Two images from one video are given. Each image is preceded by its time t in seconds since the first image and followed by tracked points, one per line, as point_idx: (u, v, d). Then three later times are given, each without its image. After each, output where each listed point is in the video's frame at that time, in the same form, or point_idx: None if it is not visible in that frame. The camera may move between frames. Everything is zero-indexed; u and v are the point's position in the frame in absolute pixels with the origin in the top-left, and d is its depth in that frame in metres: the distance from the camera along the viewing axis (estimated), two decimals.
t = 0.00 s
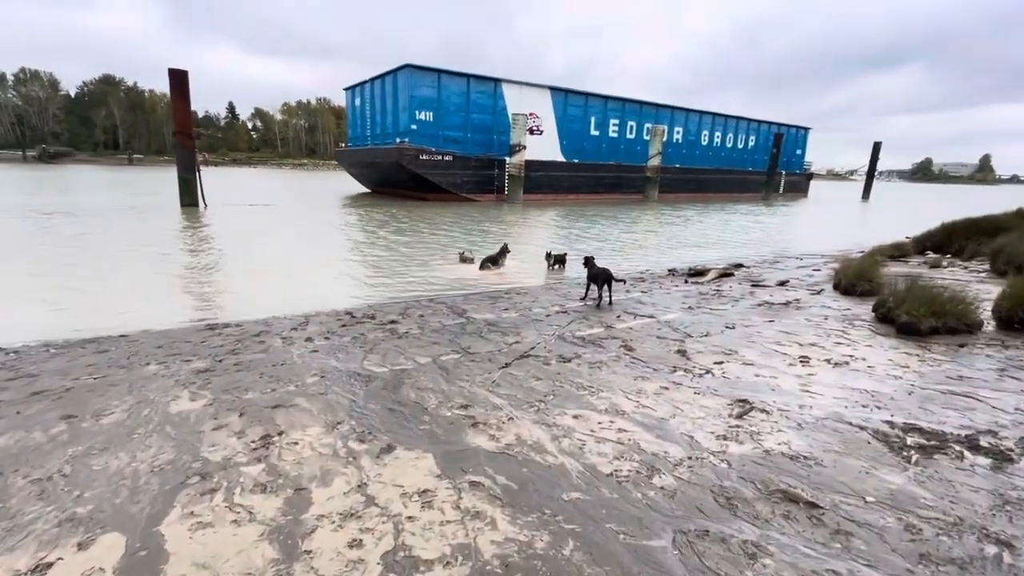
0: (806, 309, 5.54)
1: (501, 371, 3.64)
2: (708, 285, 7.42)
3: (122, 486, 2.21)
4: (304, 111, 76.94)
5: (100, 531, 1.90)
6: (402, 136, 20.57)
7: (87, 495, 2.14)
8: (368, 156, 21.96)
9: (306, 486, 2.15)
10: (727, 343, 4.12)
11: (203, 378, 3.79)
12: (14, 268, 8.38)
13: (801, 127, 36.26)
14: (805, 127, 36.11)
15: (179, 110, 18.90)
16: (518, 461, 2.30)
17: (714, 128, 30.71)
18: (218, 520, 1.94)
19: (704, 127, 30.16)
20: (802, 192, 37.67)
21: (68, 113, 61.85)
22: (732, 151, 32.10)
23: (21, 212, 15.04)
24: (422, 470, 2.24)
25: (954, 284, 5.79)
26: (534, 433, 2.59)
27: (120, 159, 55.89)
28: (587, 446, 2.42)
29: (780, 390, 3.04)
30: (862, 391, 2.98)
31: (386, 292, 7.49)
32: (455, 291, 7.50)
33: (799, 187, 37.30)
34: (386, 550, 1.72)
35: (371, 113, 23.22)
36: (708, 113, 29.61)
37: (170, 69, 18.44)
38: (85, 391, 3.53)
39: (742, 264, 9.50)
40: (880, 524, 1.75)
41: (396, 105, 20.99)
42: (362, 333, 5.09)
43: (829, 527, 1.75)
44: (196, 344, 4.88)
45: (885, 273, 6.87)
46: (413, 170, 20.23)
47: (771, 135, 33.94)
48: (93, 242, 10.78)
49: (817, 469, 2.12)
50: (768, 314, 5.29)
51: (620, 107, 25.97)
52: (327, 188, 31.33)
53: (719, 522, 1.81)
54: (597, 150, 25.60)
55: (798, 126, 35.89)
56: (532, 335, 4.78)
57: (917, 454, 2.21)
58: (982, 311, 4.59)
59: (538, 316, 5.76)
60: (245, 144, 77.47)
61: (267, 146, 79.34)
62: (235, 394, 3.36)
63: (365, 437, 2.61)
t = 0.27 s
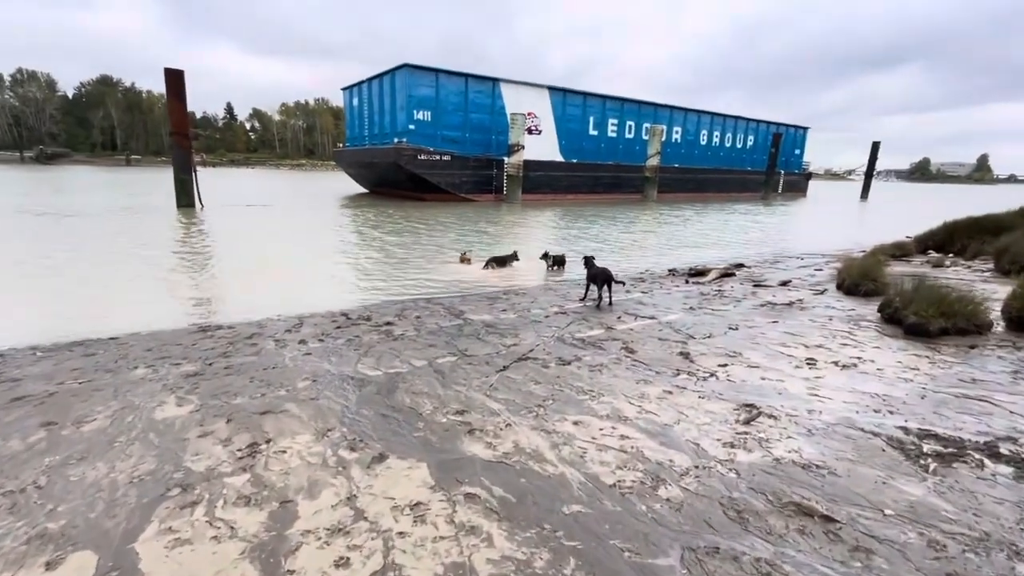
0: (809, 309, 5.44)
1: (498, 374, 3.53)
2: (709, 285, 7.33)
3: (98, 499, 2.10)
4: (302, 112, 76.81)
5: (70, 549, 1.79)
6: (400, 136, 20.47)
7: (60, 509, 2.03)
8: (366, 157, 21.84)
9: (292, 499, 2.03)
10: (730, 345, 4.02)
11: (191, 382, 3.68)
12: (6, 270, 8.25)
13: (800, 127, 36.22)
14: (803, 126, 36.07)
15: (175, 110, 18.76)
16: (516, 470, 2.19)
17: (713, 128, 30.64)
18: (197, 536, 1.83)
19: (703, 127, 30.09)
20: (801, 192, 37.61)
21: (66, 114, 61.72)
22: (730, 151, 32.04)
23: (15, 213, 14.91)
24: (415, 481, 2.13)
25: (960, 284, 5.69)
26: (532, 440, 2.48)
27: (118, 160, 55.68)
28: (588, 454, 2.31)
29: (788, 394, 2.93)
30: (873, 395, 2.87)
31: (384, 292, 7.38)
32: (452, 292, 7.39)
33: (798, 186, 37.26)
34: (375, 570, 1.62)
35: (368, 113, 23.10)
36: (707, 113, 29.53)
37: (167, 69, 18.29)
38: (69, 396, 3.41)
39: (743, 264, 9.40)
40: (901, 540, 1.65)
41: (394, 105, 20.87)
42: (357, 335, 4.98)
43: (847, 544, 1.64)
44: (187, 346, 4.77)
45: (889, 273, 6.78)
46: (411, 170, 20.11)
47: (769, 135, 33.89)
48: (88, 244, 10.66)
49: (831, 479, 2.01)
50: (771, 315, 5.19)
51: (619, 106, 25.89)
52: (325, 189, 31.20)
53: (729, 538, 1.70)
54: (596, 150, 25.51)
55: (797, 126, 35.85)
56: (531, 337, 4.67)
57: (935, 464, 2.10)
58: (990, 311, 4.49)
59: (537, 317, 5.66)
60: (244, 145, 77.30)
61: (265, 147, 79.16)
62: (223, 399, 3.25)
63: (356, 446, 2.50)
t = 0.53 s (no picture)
0: (816, 312, 5.32)
1: (498, 380, 3.42)
2: (712, 287, 7.21)
3: (75, 516, 2.00)
4: (302, 112, 76.70)
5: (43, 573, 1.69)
6: (400, 136, 20.37)
7: (35, 527, 1.93)
8: (366, 157, 21.75)
9: (280, 517, 1.93)
10: (736, 350, 3.90)
11: (181, 388, 3.57)
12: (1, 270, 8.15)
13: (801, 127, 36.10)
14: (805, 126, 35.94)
15: (174, 110, 18.64)
16: (516, 485, 2.08)
17: (714, 128, 30.53)
18: (177, 559, 1.73)
19: (704, 127, 29.98)
20: (802, 192, 37.48)
21: (66, 113, 61.64)
22: (731, 151, 31.91)
23: (13, 213, 14.82)
24: (410, 497, 2.02)
25: (969, 286, 5.58)
26: (534, 452, 2.37)
27: (119, 160, 55.50)
28: (592, 467, 2.21)
29: (799, 402, 2.82)
30: (888, 404, 2.77)
31: (383, 293, 7.27)
32: (452, 293, 7.28)
33: (799, 186, 37.11)
34: None
35: (368, 113, 22.99)
36: (708, 113, 29.41)
37: (165, 68, 18.19)
38: (55, 403, 3.31)
39: (746, 265, 9.29)
40: (928, 566, 1.55)
41: (394, 105, 20.77)
42: (353, 339, 4.87)
43: (870, 570, 1.54)
44: (179, 350, 4.66)
45: (895, 274, 6.66)
46: (411, 170, 20.01)
47: (771, 135, 33.78)
48: (85, 244, 10.55)
49: (849, 496, 1.91)
50: (777, 318, 5.07)
51: (619, 106, 25.77)
52: (325, 189, 31.09)
53: (744, 564, 1.60)
54: (596, 150, 25.40)
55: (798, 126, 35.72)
56: (531, 341, 4.56)
57: (958, 479, 2.00)
58: (1002, 315, 4.38)
59: (537, 320, 5.54)
60: (244, 145, 77.21)
61: (266, 147, 79.08)
62: (213, 406, 3.15)
63: (349, 457, 2.39)
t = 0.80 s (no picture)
0: (823, 316, 5.21)
1: (496, 387, 3.32)
2: (717, 290, 7.11)
3: (52, 531, 1.92)
4: (306, 115, 76.97)
5: None
6: (402, 138, 20.34)
7: (9, 544, 1.85)
8: (368, 159, 21.74)
9: (264, 534, 1.85)
10: (741, 356, 3.80)
11: (173, 394, 3.50)
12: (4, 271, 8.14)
13: (805, 128, 35.93)
14: (809, 128, 35.77)
15: (177, 112, 18.66)
16: (512, 501, 2.00)
17: (718, 130, 30.41)
18: None
19: (708, 128, 29.86)
20: (806, 194, 37.28)
21: (73, 116, 62.04)
22: (735, 153, 31.77)
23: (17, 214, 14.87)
24: (401, 513, 1.94)
25: (980, 289, 5.46)
26: (531, 464, 2.28)
27: (124, 162, 55.74)
28: (592, 481, 2.11)
29: (807, 412, 2.72)
30: (899, 414, 2.67)
31: (384, 296, 7.22)
32: (453, 297, 7.19)
33: (803, 188, 36.92)
34: None
35: (371, 115, 22.98)
36: (712, 114, 29.29)
37: (168, 71, 18.22)
38: (43, 409, 3.23)
39: (751, 268, 9.18)
40: None
41: (397, 107, 20.75)
42: (350, 343, 4.79)
43: None
44: (174, 354, 4.60)
45: (903, 277, 6.55)
46: (414, 172, 19.96)
47: (775, 136, 33.62)
48: (90, 245, 10.54)
49: (861, 516, 1.82)
50: (782, 322, 4.96)
51: (622, 108, 25.69)
52: (328, 191, 31.14)
53: None
54: (599, 151, 25.32)
55: (802, 128, 35.55)
56: (532, 345, 4.47)
57: (977, 497, 1.90)
58: (1015, 320, 4.26)
59: (538, 324, 5.45)
60: (248, 147, 77.56)
61: (270, 149, 79.38)
62: (203, 414, 3.07)
63: (339, 469, 2.31)
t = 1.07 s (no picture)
0: (833, 318, 5.05)
1: (493, 391, 3.22)
2: (724, 291, 6.96)
3: (20, 541, 1.84)
4: (315, 116, 77.38)
5: None
6: (409, 138, 20.31)
7: None
8: (375, 159, 21.74)
9: (239, 547, 1.76)
10: (747, 360, 3.66)
11: (163, 396, 3.43)
12: (12, 271, 8.18)
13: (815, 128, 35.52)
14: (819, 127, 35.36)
15: (185, 113, 18.74)
16: (502, 513, 1.89)
17: (726, 129, 30.12)
18: None
19: (716, 128, 29.59)
20: (816, 194, 36.85)
21: (85, 117, 62.77)
22: (744, 153, 31.46)
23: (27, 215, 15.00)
24: (384, 525, 1.84)
25: (997, 291, 5.28)
26: (524, 473, 2.17)
27: (135, 163, 56.28)
28: (588, 493, 2.00)
29: (816, 420, 2.59)
30: (915, 422, 2.53)
31: (387, 296, 7.14)
32: (455, 297, 7.09)
33: (813, 188, 36.49)
34: None
35: (378, 116, 22.99)
36: (720, 114, 29.03)
37: (176, 72, 18.30)
38: (30, 411, 3.17)
39: (759, 269, 9.00)
40: None
41: (403, 107, 20.73)
42: (348, 345, 4.71)
43: None
44: (169, 355, 4.53)
45: (917, 279, 6.37)
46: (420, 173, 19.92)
47: (784, 135, 33.26)
48: (97, 245, 10.58)
49: (874, 535, 1.70)
50: (791, 324, 4.82)
51: (630, 108, 25.51)
52: (335, 191, 31.19)
53: None
54: (606, 151, 25.15)
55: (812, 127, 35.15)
56: (532, 347, 4.37)
57: (1000, 514, 1.77)
58: None
59: (540, 325, 5.34)
60: (257, 148, 78.11)
61: (279, 150, 79.89)
62: (191, 417, 2.99)
63: (324, 477, 2.21)
